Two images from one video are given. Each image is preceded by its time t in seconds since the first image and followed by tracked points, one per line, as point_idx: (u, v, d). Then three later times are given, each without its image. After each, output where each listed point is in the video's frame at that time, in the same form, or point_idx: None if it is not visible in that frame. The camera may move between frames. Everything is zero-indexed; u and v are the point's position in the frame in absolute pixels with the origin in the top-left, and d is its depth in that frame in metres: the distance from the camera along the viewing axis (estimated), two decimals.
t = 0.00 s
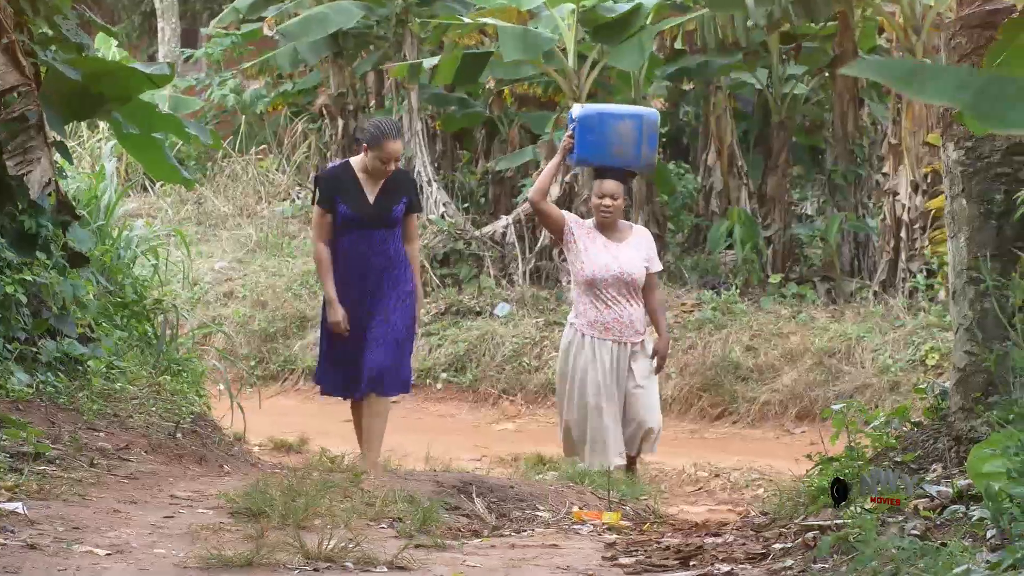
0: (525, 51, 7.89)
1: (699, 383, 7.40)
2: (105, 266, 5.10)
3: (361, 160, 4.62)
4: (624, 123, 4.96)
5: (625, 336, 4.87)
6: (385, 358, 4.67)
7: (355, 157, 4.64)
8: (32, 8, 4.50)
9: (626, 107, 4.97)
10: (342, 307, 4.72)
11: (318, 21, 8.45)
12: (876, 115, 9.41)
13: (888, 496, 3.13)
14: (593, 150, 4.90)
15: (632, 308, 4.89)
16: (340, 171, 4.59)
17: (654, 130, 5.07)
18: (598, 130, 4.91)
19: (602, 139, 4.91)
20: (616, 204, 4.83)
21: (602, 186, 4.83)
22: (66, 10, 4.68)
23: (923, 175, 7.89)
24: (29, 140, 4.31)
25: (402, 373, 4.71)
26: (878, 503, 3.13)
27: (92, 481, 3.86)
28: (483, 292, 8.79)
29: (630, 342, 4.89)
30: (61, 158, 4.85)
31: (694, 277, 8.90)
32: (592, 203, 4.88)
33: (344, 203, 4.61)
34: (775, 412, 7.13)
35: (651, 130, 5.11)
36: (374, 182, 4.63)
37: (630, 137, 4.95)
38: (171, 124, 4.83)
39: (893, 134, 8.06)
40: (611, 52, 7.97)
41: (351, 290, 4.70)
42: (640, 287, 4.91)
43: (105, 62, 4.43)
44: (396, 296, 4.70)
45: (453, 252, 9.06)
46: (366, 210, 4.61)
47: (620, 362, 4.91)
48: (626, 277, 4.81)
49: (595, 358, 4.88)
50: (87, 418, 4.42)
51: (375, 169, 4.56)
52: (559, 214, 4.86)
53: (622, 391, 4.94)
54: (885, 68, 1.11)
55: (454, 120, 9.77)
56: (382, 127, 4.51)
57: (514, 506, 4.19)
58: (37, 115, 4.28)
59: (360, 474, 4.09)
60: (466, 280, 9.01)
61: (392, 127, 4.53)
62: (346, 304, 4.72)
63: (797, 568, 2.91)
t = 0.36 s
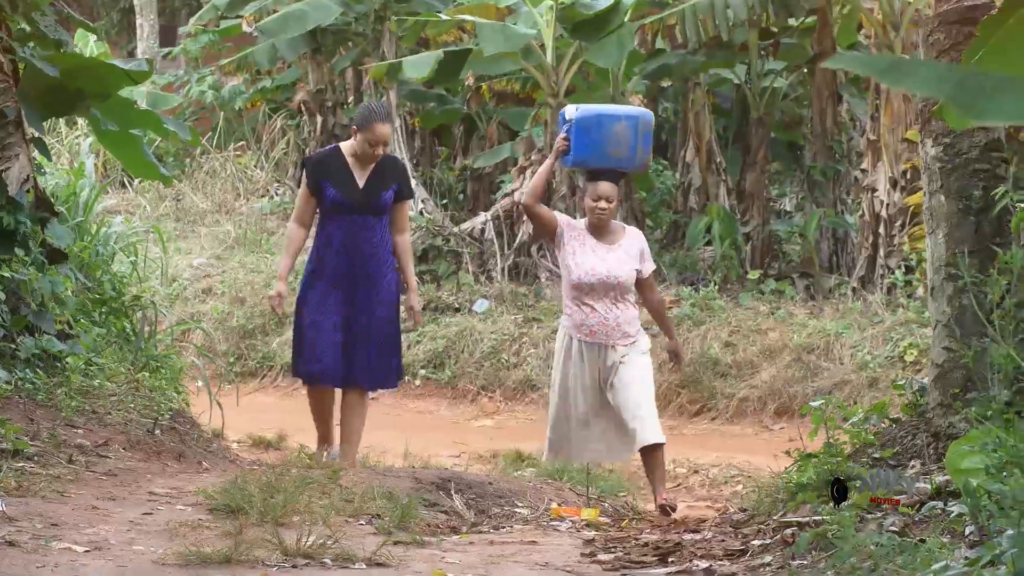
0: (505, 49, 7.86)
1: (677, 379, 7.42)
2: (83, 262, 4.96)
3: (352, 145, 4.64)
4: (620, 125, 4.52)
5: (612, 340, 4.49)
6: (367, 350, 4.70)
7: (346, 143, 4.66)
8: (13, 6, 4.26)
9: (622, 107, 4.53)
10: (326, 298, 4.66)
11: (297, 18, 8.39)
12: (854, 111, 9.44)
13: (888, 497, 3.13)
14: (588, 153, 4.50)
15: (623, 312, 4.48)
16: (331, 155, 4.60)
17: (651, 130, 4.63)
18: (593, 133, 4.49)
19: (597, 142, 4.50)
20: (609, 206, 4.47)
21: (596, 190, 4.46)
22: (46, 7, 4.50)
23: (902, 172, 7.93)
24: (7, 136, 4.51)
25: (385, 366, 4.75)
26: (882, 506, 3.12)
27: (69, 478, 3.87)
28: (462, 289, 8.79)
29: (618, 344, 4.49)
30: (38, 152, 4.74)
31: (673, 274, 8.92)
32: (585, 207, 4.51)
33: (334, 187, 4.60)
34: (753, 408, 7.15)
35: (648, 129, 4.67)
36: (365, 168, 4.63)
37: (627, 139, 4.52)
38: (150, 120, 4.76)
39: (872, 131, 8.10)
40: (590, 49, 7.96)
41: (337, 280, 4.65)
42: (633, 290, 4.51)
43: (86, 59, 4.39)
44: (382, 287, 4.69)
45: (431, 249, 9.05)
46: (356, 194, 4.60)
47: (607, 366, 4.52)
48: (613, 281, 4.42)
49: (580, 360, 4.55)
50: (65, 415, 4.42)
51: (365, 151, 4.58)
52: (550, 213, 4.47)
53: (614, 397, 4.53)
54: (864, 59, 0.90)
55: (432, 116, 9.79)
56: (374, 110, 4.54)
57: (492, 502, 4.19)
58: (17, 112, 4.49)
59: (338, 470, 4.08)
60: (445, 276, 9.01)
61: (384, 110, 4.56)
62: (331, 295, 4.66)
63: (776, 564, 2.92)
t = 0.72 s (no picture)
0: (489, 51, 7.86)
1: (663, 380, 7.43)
2: (69, 264, 4.95)
3: (345, 152, 4.61)
4: (628, 117, 4.57)
5: (630, 339, 4.45)
6: (371, 349, 4.82)
7: (337, 149, 4.63)
8: None
9: (628, 100, 4.58)
10: (331, 304, 4.67)
11: (280, 20, 8.35)
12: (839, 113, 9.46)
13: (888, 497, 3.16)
14: (599, 147, 4.53)
15: (643, 311, 4.45)
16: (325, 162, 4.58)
17: (660, 123, 4.66)
18: (602, 126, 4.54)
19: (606, 135, 4.53)
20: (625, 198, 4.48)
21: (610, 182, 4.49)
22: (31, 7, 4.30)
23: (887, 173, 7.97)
24: None
25: (388, 363, 4.87)
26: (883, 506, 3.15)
27: (55, 479, 3.86)
28: (447, 290, 8.78)
29: (636, 345, 4.45)
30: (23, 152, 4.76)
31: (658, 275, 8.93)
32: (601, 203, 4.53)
33: (330, 195, 4.59)
34: (738, 409, 7.16)
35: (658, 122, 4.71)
36: (359, 174, 4.62)
37: (635, 130, 4.56)
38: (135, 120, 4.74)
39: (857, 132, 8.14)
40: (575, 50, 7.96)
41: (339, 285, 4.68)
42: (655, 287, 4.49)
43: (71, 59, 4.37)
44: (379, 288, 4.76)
45: (417, 250, 9.05)
46: (352, 202, 4.61)
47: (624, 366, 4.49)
48: (632, 278, 4.41)
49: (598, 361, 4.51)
50: (51, 416, 4.41)
51: (361, 159, 4.57)
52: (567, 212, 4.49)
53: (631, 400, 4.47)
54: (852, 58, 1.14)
55: (418, 117, 9.79)
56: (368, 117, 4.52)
57: (478, 503, 4.19)
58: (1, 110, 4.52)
59: (324, 471, 4.07)
60: (430, 277, 9.01)
61: (378, 116, 4.55)
62: (335, 301, 4.67)
63: (762, 565, 2.92)
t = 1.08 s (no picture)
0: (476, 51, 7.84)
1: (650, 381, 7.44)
2: (56, 265, 4.93)
3: (343, 151, 4.55)
4: (621, 114, 4.59)
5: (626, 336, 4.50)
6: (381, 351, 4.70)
7: (334, 149, 4.57)
8: None
9: (621, 97, 4.59)
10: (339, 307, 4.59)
11: (266, 21, 8.28)
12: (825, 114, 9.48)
13: (887, 496, 3.18)
14: (590, 145, 4.56)
15: (637, 309, 4.51)
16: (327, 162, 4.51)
17: (652, 119, 4.69)
18: (593, 124, 4.55)
19: (598, 133, 4.56)
20: (621, 200, 4.53)
21: (604, 182, 4.52)
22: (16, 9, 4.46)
23: (873, 174, 8.00)
24: None
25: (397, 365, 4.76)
26: (879, 505, 3.19)
27: (41, 481, 3.84)
28: (434, 291, 8.77)
29: (631, 343, 4.51)
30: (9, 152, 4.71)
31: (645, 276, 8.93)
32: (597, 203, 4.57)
33: (334, 197, 4.51)
34: (725, 410, 7.18)
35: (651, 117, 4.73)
36: (361, 171, 4.55)
37: (627, 128, 4.58)
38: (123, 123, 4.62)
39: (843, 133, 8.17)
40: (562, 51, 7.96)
41: (346, 285, 4.59)
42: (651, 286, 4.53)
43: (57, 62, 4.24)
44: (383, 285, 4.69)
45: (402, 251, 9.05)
46: (357, 201, 4.53)
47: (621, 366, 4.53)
48: (625, 275, 4.46)
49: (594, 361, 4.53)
50: (37, 417, 4.38)
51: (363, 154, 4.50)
52: (561, 210, 4.58)
53: (626, 396, 4.54)
54: (830, 62, 1.17)
55: (405, 117, 9.70)
56: (366, 110, 4.45)
57: (465, 504, 4.18)
58: None
59: (310, 472, 4.06)
60: (417, 278, 9.00)
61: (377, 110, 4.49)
62: (344, 300, 4.59)
63: (748, 566, 2.92)
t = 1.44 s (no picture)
0: (472, 51, 7.83)
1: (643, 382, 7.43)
2: (50, 267, 4.90)
3: (342, 142, 4.55)
4: (600, 116, 4.45)
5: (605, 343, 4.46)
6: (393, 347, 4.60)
7: (333, 141, 4.57)
8: None
9: (602, 98, 4.45)
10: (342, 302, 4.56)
11: (258, 22, 8.21)
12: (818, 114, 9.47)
13: (885, 496, 3.17)
14: (566, 147, 4.45)
15: (615, 314, 4.47)
16: (325, 153, 4.52)
17: (634, 118, 4.52)
18: (571, 125, 4.44)
19: (574, 135, 4.44)
20: (598, 202, 4.47)
21: (580, 184, 4.47)
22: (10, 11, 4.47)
23: (867, 175, 8.01)
24: None
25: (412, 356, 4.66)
26: (876, 505, 3.19)
27: (35, 481, 3.84)
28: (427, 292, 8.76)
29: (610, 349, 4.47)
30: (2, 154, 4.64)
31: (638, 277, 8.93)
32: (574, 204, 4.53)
33: (333, 189, 4.51)
34: (718, 411, 7.18)
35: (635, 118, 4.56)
36: (360, 162, 4.55)
37: (606, 130, 4.44)
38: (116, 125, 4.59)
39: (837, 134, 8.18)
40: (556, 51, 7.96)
41: (348, 276, 4.56)
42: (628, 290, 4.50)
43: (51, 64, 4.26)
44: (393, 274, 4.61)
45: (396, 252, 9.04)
46: (355, 192, 4.52)
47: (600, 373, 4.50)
48: (601, 280, 4.42)
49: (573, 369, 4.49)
50: (30, 418, 4.39)
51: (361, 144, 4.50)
52: (537, 212, 4.55)
53: (606, 402, 4.52)
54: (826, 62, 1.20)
55: (398, 120, 9.56)
56: (361, 99, 4.46)
57: (458, 505, 4.18)
58: None
59: (303, 473, 4.05)
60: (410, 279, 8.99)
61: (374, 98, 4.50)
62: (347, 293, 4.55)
63: (741, 567, 2.93)
